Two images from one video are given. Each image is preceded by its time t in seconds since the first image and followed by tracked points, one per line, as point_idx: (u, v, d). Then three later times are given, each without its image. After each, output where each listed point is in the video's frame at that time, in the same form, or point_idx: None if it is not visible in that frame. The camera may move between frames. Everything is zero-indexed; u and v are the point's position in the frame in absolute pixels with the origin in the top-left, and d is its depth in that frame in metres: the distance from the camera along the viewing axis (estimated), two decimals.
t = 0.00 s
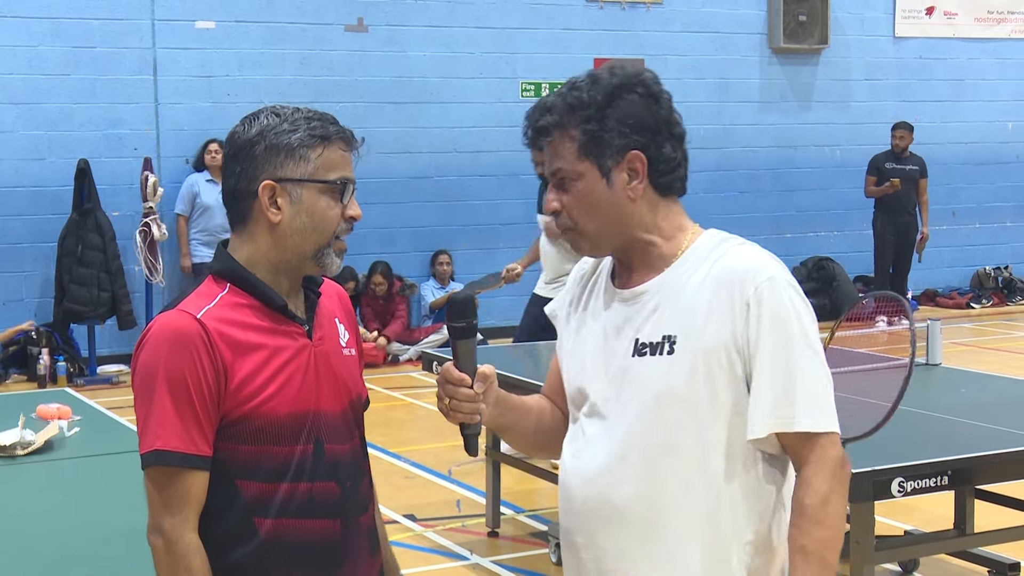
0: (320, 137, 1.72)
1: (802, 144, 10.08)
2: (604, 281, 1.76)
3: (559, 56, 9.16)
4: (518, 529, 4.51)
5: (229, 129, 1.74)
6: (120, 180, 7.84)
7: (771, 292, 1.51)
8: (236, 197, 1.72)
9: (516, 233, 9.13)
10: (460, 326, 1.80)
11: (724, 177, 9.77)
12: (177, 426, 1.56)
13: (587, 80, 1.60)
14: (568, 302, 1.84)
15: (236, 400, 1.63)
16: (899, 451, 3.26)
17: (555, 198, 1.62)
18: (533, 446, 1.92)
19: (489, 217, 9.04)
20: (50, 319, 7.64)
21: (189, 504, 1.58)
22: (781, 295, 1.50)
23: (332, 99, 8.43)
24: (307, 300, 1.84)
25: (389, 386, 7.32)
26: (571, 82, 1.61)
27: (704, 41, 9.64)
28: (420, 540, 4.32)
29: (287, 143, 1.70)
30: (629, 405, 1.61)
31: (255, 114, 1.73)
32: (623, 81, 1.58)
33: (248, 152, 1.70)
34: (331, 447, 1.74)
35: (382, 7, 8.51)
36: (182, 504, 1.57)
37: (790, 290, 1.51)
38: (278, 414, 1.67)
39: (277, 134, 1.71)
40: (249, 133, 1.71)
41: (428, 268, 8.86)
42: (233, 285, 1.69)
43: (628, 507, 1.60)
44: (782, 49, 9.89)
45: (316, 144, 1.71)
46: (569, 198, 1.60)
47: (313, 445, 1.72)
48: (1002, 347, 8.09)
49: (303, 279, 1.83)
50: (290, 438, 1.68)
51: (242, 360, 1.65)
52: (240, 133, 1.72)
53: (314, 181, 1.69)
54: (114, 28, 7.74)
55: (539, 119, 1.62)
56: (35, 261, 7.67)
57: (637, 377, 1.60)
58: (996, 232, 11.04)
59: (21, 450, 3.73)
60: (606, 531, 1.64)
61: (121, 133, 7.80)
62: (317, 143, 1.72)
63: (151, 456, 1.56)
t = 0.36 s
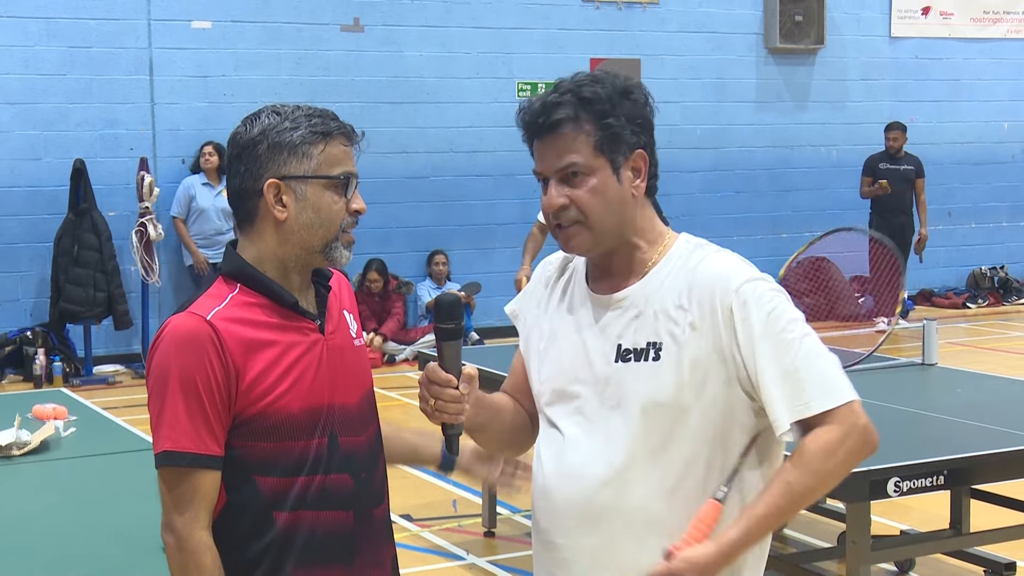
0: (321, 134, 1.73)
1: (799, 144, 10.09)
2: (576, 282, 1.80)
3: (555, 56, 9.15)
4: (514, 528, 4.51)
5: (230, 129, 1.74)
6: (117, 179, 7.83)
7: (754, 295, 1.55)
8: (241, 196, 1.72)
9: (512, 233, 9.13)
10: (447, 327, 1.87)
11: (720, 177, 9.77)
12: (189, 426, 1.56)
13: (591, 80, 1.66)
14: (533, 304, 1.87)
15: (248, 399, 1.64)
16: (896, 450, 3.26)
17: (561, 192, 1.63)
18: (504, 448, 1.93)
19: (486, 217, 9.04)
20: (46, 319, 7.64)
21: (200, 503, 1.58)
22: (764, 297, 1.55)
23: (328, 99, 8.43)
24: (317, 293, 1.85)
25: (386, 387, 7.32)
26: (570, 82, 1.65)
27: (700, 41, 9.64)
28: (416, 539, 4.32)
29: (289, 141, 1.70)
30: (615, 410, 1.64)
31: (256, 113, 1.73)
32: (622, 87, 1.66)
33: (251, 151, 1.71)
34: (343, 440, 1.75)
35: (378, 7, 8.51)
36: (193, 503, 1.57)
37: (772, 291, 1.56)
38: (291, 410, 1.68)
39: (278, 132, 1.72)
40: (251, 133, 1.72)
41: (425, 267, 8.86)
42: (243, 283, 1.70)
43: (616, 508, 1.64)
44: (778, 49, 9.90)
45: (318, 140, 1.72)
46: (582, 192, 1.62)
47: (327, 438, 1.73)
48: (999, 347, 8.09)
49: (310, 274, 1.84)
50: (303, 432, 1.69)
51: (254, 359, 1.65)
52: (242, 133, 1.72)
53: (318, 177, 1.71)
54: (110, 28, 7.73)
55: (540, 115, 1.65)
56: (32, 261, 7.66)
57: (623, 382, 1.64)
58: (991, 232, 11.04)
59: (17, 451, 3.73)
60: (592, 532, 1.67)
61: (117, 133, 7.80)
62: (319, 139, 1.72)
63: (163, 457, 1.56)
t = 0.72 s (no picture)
0: (315, 138, 1.71)
1: (799, 144, 10.09)
2: (568, 275, 1.80)
3: (556, 56, 9.15)
4: (514, 528, 4.51)
5: (223, 137, 1.73)
6: (117, 180, 7.84)
7: (745, 306, 1.57)
8: (238, 203, 1.71)
9: (512, 233, 9.13)
10: (444, 321, 1.85)
11: (720, 176, 9.77)
12: (194, 427, 1.56)
13: (611, 73, 1.64)
14: (524, 296, 1.85)
15: (250, 400, 1.63)
16: (897, 452, 3.26)
17: (555, 175, 1.64)
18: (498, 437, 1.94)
19: (486, 217, 9.04)
20: (47, 319, 7.64)
21: (203, 503, 1.58)
22: (755, 309, 1.57)
23: (328, 99, 8.43)
24: (312, 298, 1.84)
25: (387, 387, 7.32)
26: (588, 73, 1.64)
27: (700, 41, 9.64)
28: (416, 539, 4.32)
29: (283, 147, 1.69)
30: (601, 408, 1.65)
31: (248, 119, 1.71)
32: (643, 84, 1.64)
33: (245, 159, 1.70)
34: (338, 443, 1.75)
35: (378, 7, 8.51)
36: (198, 503, 1.58)
37: (762, 302, 1.58)
38: (291, 412, 1.67)
39: (271, 139, 1.70)
40: (244, 141, 1.70)
41: (426, 268, 8.86)
42: (242, 287, 1.68)
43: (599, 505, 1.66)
44: (778, 49, 9.90)
45: (312, 145, 1.71)
46: (570, 180, 1.63)
47: (323, 441, 1.72)
48: (999, 347, 8.10)
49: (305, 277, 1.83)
50: (302, 435, 1.68)
51: (256, 361, 1.64)
52: (235, 140, 1.71)
53: (314, 182, 1.69)
54: (110, 28, 7.73)
55: (552, 100, 1.65)
56: (33, 261, 7.67)
57: (611, 380, 1.65)
58: (992, 232, 11.04)
59: (18, 450, 3.73)
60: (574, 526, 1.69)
61: (117, 133, 7.80)
62: (312, 144, 1.71)
63: (168, 457, 1.56)
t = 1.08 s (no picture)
0: (281, 137, 1.72)
1: (802, 144, 10.08)
2: (594, 270, 1.80)
3: (558, 56, 9.15)
4: (517, 528, 4.51)
5: (185, 136, 1.71)
6: (119, 180, 7.84)
7: (766, 318, 1.54)
8: (202, 204, 1.71)
9: (515, 233, 9.13)
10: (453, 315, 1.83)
11: (723, 177, 9.77)
12: (151, 433, 1.56)
13: (639, 65, 1.62)
14: (551, 285, 1.88)
15: (206, 407, 1.64)
16: (900, 452, 3.26)
17: (576, 165, 1.65)
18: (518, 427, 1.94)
19: (488, 217, 9.04)
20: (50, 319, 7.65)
21: (158, 511, 1.58)
22: (776, 323, 1.54)
23: (331, 99, 8.43)
24: (273, 300, 1.85)
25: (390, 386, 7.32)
26: (618, 65, 1.63)
27: (703, 41, 9.63)
28: (418, 539, 4.32)
29: (249, 146, 1.69)
30: (615, 411, 1.64)
31: (212, 118, 1.71)
32: (671, 77, 1.61)
33: (210, 159, 1.69)
34: (292, 454, 1.75)
35: (381, 7, 8.51)
36: (151, 511, 1.57)
37: (785, 315, 1.55)
38: (246, 420, 1.67)
39: (237, 137, 1.70)
40: (209, 139, 1.69)
41: (428, 268, 8.86)
42: (204, 288, 1.69)
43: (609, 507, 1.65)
44: (781, 49, 9.89)
45: (279, 144, 1.71)
46: (591, 170, 1.63)
47: (277, 452, 1.72)
48: (1003, 347, 8.11)
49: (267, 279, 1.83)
50: (257, 444, 1.69)
51: (213, 367, 1.65)
52: (200, 139, 1.70)
53: (281, 182, 1.70)
54: (112, 29, 7.74)
55: (580, 91, 1.65)
56: (35, 261, 7.67)
57: (625, 382, 1.63)
58: (995, 232, 11.02)
59: (19, 450, 3.76)
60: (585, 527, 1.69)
61: (120, 133, 7.81)
62: (279, 142, 1.71)
63: (123, 462, 1.56)
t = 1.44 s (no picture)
0: (257, 137, 1.71)
1: (803, 144, 10.08)
2: (625, 279, 1.78)
3: (559, 56, 9.15)
4: (519, 529, 4.51)
5: (163, 135, 1.71)
6: (121, 180, 7.84)
7: (786, 324, 1.50)
8: (179, 203, 1.71)
9: (516, 233, 9.13)
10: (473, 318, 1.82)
11: (724, 176, 9.77)
12: (127, 434, 1.55)
13: (625, 78, 1.60)
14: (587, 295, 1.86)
15: (187, 406, 1.64)
16: (902, 452, 3.25)
17: (581, 191, 1.64)
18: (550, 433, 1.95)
19: (490, 217, 9.04)
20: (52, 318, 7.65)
21: (134, 511, 1.57)
22: (797, 328, 1.50)
23: (333, 99, 8.43)
24: (257, 298, 1.85)
25: (391, 386, 7.32)
26: (607, 81, 1.61)
27: (704, 41, 9.63)
28: (419, 539, 4.32)
29: (225, 146, 1.68)
30: (642, 417, 1.64)
31: (189, 117, 1.70)
32: (659, 82, 1.57)
33: (186, 159, 1.68)
34: (281, 449, 1.75)
35: (382, 7, 8.52)
36: (127, 510, 1.57)
37: (811, 318, 1.51)
38: (229, 418, 1.67)
39: (213, 138, 1.69)
40: (185, 139, 1.69)
41: (429, 267, 8.86)
42: (182, 288, 1.69)
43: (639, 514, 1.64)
44: (783, 49, 9.88)
45: (255, 144, 1.70)
46: (592, 194, 1.62)
47: (263, 447, 1.72)
48: (1004, 346, 8.11)
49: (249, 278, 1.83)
50: (242, 441, 1.69)
51: (193, 367, 1.65)
52: (176, 138, 1.69)
53: (256, 182, 1.69)
54: (113, 29, 7.74)
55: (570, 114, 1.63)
56: (37, 261, 7.67)
57: (650, 389, 1.63)
58: (996, 232, 11.01)
59: (21, 450, 3.77)
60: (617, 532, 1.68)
61: (121, 133, 7.80)
62: (255, 143, 1.70)
63: (97, 463, 1.56)
